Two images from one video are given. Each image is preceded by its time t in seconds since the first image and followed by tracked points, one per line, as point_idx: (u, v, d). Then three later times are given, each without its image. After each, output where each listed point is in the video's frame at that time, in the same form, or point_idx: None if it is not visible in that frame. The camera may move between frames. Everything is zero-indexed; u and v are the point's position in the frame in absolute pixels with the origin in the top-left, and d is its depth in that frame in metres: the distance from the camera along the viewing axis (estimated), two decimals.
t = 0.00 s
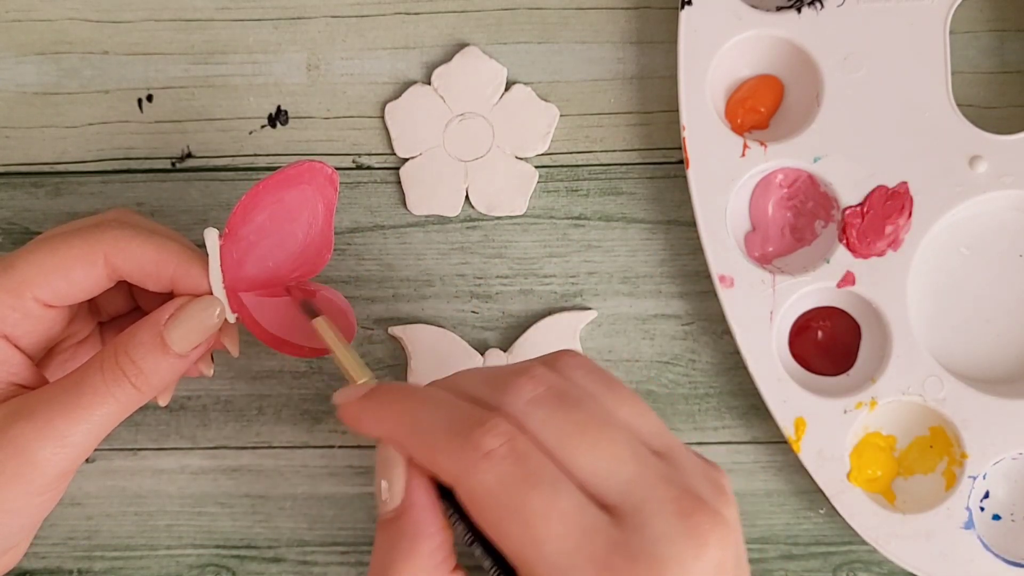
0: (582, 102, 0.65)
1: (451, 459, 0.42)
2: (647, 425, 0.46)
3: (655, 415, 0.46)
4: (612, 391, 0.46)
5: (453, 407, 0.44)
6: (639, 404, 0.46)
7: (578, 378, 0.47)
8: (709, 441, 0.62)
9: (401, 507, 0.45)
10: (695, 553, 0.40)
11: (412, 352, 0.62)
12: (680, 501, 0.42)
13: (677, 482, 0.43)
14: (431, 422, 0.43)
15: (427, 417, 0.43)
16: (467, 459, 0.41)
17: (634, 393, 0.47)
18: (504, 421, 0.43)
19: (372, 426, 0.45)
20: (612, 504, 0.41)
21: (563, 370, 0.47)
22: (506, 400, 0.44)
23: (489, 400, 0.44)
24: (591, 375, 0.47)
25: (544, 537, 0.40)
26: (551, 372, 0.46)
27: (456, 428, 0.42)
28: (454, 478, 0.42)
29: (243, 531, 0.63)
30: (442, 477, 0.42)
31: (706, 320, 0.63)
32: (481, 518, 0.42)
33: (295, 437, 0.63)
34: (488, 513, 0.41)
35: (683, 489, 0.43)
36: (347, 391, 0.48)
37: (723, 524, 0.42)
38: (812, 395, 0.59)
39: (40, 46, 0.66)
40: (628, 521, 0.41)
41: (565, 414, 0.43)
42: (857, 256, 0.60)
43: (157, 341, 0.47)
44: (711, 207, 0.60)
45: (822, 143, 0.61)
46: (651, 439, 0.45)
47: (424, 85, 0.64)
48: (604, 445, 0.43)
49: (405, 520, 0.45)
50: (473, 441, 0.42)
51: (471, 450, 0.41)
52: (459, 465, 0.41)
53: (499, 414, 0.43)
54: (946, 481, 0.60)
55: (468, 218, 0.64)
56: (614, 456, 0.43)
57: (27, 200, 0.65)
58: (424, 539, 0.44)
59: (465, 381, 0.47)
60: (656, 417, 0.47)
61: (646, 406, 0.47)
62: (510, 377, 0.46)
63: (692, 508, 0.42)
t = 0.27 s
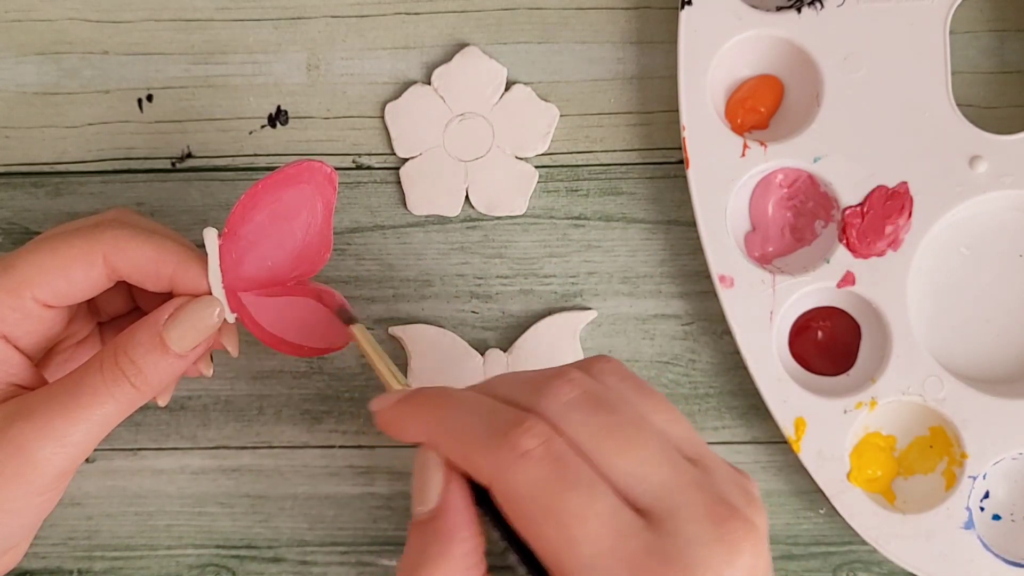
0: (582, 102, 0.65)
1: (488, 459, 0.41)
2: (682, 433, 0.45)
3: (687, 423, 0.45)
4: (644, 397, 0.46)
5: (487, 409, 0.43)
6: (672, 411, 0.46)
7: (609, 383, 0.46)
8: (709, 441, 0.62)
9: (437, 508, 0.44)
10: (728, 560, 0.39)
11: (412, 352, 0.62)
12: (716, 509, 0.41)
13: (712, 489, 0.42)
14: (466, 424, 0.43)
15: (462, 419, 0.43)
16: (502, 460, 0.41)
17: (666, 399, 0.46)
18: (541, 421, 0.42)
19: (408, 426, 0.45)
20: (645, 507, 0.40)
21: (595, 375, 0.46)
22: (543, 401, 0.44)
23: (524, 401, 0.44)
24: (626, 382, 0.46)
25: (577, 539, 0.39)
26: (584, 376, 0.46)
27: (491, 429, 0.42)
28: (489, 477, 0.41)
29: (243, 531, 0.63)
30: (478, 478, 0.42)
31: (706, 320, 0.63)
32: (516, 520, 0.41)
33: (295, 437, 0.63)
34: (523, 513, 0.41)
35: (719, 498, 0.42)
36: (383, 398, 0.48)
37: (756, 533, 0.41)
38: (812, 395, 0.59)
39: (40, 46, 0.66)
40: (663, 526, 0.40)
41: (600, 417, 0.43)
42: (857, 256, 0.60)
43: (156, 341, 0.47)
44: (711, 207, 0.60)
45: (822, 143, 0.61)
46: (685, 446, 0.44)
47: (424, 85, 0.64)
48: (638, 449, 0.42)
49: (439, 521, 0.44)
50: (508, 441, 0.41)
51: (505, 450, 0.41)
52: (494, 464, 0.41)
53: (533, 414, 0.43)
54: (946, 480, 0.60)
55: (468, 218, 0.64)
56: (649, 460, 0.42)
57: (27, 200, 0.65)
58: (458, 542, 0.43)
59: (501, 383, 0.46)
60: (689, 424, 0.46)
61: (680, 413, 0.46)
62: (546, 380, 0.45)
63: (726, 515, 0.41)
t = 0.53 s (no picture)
0: (582, 102, 0.65)
1: (445, 495, 0.41)
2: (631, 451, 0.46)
3: (641, 441, 0.46)
4: (594, 416, 0.47)
5: (443, 439, 0.43)
6: (626, 429, 0.47)
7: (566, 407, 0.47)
8: (709, 441, 0.62)
9: (393, 539, 0.45)
10: None
11: (412, 352, 0.62)
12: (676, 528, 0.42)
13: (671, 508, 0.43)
14: (423, 458, 0.43)
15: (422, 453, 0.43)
16: (458, 495, 0.41)
17: (621, 418, 0.47)
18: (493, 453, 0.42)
19: (360, 459, 0.45)
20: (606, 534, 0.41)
21: (551, 398, 0.47)
22: (493, 429, 0.44)
23: (476, 430, 0.44)
24: (579, 402, 0.47)
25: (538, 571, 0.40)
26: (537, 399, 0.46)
27: (449, 463, 0.42)
28: (447, 513, 0.42)
29: (243, 532, 0.63)
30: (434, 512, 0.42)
31: (706, 320, 0.63)
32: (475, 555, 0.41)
33: (295, 437, 0.63)
34: (485, 551, 0.41)
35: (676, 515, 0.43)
36: (333, 419, 0.47)
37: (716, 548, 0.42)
38: (812, 395, 0.59)
39: (40, 46, 0.66)
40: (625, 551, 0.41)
41: (556, 443, 0.43)
42: (857, 257, 0.60)
43: (156, 341, 0.47)
44: (711, 207, 0.60)
45: (822, 143, 0.61)
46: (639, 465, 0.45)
47: (424, 85, 0.64)
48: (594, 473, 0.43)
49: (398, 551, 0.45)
50: (462, 475, 0.41)
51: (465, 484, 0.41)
52: (453, 500, 0.41)
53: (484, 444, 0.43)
54: (946, 480, 0.60)
55: (468, 218, 0.64)
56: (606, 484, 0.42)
57: (27, 200, 0.65)
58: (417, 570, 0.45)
59: (444, 409, 0.46)
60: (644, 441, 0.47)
61: (632, 431, 0.47)
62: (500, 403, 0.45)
63: (687, 533, 0.42)
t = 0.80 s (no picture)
0: (582, 102, 0.65)
1: (489, 470, 0.41)
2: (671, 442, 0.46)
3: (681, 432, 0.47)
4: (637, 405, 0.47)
5: (488, 418, 0.44)
6: (667, 421, 0.47)
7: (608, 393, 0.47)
8: (709, 441, 0.62)
9: (433, 515, 0.44)
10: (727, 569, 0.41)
11: (412, 353, 0.62)
12: (713, 519, 0.42)
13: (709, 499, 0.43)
14: (467, 434, 0.43)
15: (465, 429, 0.43)
16: (501, 470, 0.41)
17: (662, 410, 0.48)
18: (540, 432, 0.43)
19: (406, 433, 0.45)
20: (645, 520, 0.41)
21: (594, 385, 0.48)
22: (541, 412, 0.44)
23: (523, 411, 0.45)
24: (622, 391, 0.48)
25: (576, 549, 0.40)
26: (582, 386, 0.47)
27: (492, 439, 0.42)
28: (489, 487, 0.42)
29: (243, 531, 0.63)
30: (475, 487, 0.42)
31: (706, 320, 0.63)
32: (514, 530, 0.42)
33: (295, 437, 0.63)
34: (525, 525, 0.41)
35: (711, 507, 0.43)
36: (383, 399, 0.48)
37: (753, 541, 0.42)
38: (812, 395, 0.59)
39: (40, 46, 0.66)
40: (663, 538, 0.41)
41: (600, 429, 0.44)
42: (857, 257, 0.60)
43: (156, 341, 0.47)
44: (711, 207, 0.60)
45: (822, 143, 0.61)
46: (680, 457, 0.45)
47: (424, 85, 0.64)
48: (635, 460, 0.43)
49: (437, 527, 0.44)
50: (508, 452, 0.41)
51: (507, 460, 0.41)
52: (496, 475, 0.41)
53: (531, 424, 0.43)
54: (946, 480, 0.60)
55: (468, 218, 0.64)
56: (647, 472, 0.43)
57: (27, 200, 0.65)
58: (453, 548, 0.43)
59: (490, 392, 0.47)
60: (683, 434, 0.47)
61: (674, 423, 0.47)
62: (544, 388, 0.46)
63: (724, 525, 0.42)
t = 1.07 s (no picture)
0: (582, 102, 0.65)
1: (477, 497, 0.42)
2: (661, 466, 0.46)
3: (670, 456, 0.47)
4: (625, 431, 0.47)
5: (476, 447, 0.44)
6: (656, 446, 0.47)
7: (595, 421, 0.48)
8: (709, 441, 0.62)
9: (425, 550, 0.44)
10: None
11: (412, 353, 0.62)
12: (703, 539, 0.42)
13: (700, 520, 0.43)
14: (457, 462, 0.43)
15: (454, 458, 0.44)
16: (490, 497, 0.41)
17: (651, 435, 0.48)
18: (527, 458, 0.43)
19: (399, 466, 0.46)
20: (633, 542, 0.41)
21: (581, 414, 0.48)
22: (529, 440, 0.45)
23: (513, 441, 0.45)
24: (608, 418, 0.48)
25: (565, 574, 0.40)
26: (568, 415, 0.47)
27: (480, 467, 0.42)
28: (478, 516, 0.42)
29: (243, 532, 0.63)
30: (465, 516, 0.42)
31: (706, 320, 0.63)
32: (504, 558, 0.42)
33: (295, 437, 0.63)
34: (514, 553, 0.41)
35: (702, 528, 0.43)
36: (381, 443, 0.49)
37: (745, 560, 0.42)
38: (812, 396, 0.59)
39: (40, 46, 0.66)
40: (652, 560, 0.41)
41: (585, 453, 0.44)
42: (857, 257, 0.60)
43: (156, 341, 0.47)
44: (711, 207, 0.60)
45: (822, 143, 0.61)
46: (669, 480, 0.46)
47: (424, 85, 0.64)
48: (622, 484, 0.43)
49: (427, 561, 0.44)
50: (497, 477, 0.42)
51: (494, 486, 0.42)
52: (483, 502, 0.41)
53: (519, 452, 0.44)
54: (946, 480, 0.60)
55: (468, 218, 0.64)
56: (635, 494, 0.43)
57: (27, 200, 0.65)
58: None
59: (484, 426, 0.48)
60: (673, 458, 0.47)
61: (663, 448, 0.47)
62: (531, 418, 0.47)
63: (715, 544, 0.42)
